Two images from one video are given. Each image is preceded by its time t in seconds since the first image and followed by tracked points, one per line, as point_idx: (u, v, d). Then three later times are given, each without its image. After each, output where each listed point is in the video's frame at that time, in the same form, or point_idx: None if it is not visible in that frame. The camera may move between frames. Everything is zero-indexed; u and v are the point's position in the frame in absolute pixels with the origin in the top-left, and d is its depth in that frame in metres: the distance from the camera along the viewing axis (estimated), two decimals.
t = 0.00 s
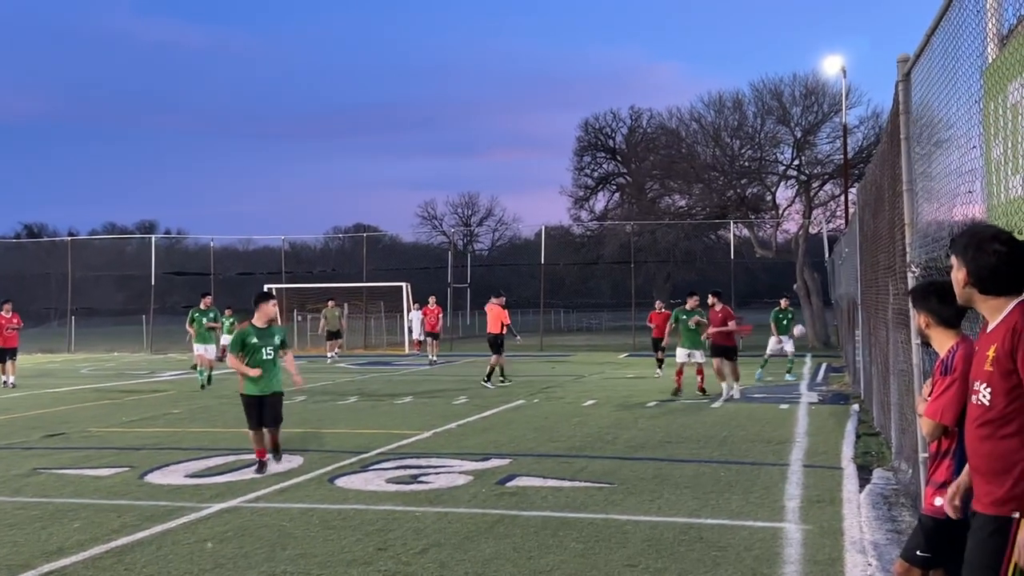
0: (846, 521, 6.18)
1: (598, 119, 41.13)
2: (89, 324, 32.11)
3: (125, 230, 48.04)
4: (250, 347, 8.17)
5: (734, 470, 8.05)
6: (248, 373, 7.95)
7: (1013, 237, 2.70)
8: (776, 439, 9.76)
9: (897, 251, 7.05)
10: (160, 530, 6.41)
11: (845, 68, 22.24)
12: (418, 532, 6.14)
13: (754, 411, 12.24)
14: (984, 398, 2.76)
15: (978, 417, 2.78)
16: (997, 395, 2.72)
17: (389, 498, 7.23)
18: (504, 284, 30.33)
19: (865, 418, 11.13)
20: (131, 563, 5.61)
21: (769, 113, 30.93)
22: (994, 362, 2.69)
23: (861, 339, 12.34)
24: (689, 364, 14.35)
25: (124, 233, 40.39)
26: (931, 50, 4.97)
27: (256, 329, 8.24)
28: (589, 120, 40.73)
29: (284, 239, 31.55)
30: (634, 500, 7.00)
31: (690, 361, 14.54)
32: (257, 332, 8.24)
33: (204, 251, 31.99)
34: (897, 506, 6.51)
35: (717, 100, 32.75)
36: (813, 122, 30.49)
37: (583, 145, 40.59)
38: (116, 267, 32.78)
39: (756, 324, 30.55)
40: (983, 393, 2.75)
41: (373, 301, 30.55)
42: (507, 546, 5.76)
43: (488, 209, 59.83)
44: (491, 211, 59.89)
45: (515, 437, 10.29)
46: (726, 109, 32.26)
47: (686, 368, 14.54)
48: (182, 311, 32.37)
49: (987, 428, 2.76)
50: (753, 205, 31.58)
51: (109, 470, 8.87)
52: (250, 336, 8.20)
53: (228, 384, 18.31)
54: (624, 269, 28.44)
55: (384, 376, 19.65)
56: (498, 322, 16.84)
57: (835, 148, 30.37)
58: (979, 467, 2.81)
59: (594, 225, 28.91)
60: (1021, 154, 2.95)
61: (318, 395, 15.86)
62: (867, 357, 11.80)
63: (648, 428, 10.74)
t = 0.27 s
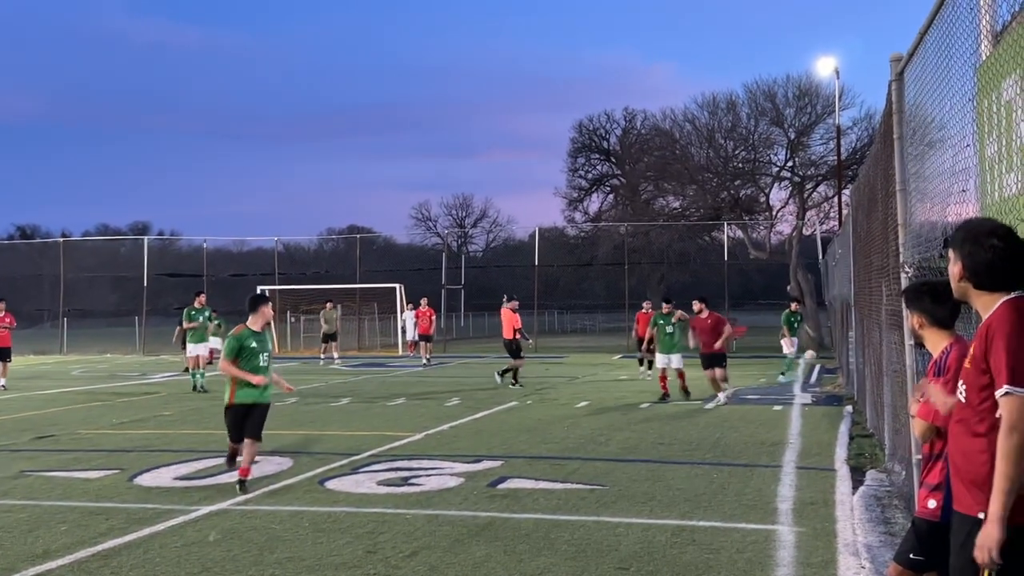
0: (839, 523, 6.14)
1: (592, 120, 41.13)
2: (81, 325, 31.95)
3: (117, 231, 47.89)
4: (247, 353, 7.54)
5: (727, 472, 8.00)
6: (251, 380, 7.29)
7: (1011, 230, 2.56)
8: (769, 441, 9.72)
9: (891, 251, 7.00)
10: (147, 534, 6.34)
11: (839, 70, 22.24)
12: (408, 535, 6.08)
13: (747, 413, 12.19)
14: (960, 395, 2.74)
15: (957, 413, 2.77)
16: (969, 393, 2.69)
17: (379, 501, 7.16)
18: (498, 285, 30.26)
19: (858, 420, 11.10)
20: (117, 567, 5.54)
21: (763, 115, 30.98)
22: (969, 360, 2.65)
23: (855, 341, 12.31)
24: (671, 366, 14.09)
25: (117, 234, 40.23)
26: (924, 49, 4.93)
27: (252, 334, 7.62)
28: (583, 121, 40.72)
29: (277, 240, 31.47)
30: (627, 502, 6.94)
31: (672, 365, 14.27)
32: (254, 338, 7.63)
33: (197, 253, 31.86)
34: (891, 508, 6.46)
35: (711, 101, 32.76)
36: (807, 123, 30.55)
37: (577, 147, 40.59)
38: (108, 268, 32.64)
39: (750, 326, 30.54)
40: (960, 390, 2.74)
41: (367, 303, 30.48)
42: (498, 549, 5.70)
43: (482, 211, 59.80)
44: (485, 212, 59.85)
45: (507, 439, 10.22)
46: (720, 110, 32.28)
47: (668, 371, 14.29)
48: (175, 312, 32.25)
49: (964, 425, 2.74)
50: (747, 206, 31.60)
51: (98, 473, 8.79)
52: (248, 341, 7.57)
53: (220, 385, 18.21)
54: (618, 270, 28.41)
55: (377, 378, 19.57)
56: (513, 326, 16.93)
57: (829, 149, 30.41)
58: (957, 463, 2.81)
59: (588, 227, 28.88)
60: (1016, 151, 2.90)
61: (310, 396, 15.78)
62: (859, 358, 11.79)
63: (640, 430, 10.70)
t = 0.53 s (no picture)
0: (830, 526, 6.12)
1: (585, 123, 41.16)
2: (72, 328, 31.78)
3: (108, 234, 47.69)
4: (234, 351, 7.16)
5: (718, 475, 7.98)
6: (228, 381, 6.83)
7: (1004, 227, 2.54)
8: (761, 443, 9.70)
9: (882, 254, 7.00)
10: (135, 538, 6.28)
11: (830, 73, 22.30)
12: (398, 538, 6.04)
13: (739, 415, 12.18)
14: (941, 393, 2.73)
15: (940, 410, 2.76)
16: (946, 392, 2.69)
17: (369, 504, 7.12)
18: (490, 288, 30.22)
19: (849, 422, 11.10)
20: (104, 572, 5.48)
21: (755, 118, 31.07)
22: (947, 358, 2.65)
23: (847, 343, 12.30)
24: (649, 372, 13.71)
25: (109, 237, 40.04)
26: (914, 51, 4.93)
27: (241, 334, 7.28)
28: (576, 124, 40.73)
29: (269, 243, 31.43)
30: (619, 505, 6.91)
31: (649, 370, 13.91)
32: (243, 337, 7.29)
33: (189, 255, 31.73)
34: (882, 511, 6.45)
35: (703, 104, 32.82)
36: (798, 126, 30.64)
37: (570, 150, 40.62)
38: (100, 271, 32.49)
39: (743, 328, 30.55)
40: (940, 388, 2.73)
41: (359, 306, 30.41)
42: (488, 553, 5.66)
43: (475, 214, 59.76)
44: (478, 215, 59.82)
45: (498, 442, 10.19)
46: (712, 113, 32.33)
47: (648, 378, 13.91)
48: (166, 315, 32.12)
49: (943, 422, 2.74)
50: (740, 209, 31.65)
51: (86, 477, 8.71)
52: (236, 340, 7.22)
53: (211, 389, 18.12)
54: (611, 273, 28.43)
55: (369, 381, 19.50)
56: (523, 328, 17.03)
57: (821, 152, 30.49)
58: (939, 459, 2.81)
59: (581, 229, 28.86)
60: (1006, 152, 2.89)
61: (301, 400, 15.71)
62: (851, 361, 11.80)
63: (632, 433, 10.67)
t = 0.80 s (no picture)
0: (820, 528, 6.12)
1: (578, 126, 41.20)
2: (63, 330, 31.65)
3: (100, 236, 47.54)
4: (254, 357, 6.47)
5: (709, 478, 7.97)
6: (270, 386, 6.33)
7: (992, 229, 2.53)
8: (752, 446, 9.71)
9: (872, 257, 7.02)
10: (124, 541, 6.24)
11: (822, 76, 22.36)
12: (388, 542, 6.01)
13: (730, 418, 12.19)
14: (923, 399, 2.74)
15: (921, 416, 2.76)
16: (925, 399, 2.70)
17: (359, 507, 7.10)
18: (483, 290, 30.19)
19: (840, 425, 11.12)
20: None
21: (747, 120, 31.14)
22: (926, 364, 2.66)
23: (838, 345, 12.32)
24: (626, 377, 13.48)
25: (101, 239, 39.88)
26: (904, 53, 4.93)
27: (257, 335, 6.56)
28: (569, 126, 40.77)
29: (262, 245, 31.50)
30: (609, 508, 6.90)
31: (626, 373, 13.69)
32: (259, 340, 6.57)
33: (180, 257, 31.63)
34: (873, 514, 6.46)
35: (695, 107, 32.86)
36: (790, 129, 30.72)
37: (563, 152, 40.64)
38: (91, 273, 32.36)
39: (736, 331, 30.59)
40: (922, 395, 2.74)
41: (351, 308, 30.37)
42: (478, 556, 5.64)
43: (468, 216, 59.74)
44: (471, 218, 59.80)
45: (490, 445, 10.18)
46: (705, 116, 32.37)
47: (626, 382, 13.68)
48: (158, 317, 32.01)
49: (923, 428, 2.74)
50: (732, 211, 31.71)
51: (75, 480, 8.67)
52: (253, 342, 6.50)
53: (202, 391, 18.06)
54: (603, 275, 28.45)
55: (361, 383, 19.47)
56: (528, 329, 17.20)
57: (812, 155, 30.56)
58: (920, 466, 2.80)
59: (573, 231, 28.86)
60: (994, 155, 2.89)
61: (293, 402, 15.67)
62: (842, 362, 11.83)
63: (623, 435, 10.67)
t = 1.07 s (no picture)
0: (810, 530, 6.13)
1: (570, 128, 41.21)
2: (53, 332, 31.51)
3: (90, 238, 47.31)
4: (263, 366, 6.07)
5: (700, 480, 7.97)
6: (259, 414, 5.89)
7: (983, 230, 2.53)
8: (743, 448, 9.71)
9: (862, 259, 7.03)
10: (112, 544, 6.20)
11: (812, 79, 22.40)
12: (377, 544, 5.99)
13: (721, 420, 12.19)
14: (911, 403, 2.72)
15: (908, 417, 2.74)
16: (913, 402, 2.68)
17: (349, 509, 7.06)
18: (475, 293, 30.15)
19: (832, 427, 11.13)
20: None
21: (738, 123, 31.17)
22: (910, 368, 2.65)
23: (828, 348, 12.31)
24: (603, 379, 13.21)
25: (91, 241, 39.67)
26: (893, 55, 4.94)
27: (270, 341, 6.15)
28: (560, 128, 40.76)
29: (253, 247, 31.40)
30: (599, 510, 6.89)
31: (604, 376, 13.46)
32: (272, 347, 6.16)
33: (172, 259, 31.52)
34: (862, 515, 6.46)
35: (687, 109, 32.89)
36: (781, 131, 30.76)
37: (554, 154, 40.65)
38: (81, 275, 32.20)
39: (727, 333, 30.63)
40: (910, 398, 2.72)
41: (343, 310, 30.30)
42: (467, 559, 5.62)
43: (460, 218, 59.69)
44: (463, 219, 59.74)
45: (480, 447, 10.16)
46: (696, 118, 32.36)
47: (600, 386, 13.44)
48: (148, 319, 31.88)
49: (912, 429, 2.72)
50: (723, 213, 31.77)
51: (64, 482, 8.61)
52: (264, 350, 6.10)
53: (192, 394, 17.98)
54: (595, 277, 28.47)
55: (352, 386, 19.43)
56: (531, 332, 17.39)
57: (803, 157, 30.62)
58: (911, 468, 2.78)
59: (565, 233, 28.83)
60: (980, 157, 2.89)
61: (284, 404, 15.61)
62: (832, 364, 11.86)
63: (615, 437, 10.66)
